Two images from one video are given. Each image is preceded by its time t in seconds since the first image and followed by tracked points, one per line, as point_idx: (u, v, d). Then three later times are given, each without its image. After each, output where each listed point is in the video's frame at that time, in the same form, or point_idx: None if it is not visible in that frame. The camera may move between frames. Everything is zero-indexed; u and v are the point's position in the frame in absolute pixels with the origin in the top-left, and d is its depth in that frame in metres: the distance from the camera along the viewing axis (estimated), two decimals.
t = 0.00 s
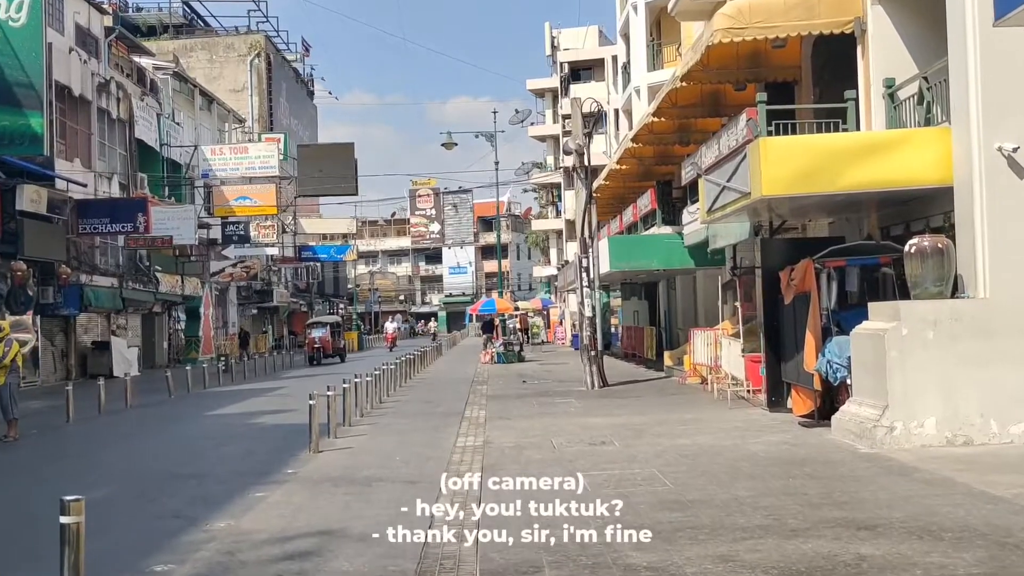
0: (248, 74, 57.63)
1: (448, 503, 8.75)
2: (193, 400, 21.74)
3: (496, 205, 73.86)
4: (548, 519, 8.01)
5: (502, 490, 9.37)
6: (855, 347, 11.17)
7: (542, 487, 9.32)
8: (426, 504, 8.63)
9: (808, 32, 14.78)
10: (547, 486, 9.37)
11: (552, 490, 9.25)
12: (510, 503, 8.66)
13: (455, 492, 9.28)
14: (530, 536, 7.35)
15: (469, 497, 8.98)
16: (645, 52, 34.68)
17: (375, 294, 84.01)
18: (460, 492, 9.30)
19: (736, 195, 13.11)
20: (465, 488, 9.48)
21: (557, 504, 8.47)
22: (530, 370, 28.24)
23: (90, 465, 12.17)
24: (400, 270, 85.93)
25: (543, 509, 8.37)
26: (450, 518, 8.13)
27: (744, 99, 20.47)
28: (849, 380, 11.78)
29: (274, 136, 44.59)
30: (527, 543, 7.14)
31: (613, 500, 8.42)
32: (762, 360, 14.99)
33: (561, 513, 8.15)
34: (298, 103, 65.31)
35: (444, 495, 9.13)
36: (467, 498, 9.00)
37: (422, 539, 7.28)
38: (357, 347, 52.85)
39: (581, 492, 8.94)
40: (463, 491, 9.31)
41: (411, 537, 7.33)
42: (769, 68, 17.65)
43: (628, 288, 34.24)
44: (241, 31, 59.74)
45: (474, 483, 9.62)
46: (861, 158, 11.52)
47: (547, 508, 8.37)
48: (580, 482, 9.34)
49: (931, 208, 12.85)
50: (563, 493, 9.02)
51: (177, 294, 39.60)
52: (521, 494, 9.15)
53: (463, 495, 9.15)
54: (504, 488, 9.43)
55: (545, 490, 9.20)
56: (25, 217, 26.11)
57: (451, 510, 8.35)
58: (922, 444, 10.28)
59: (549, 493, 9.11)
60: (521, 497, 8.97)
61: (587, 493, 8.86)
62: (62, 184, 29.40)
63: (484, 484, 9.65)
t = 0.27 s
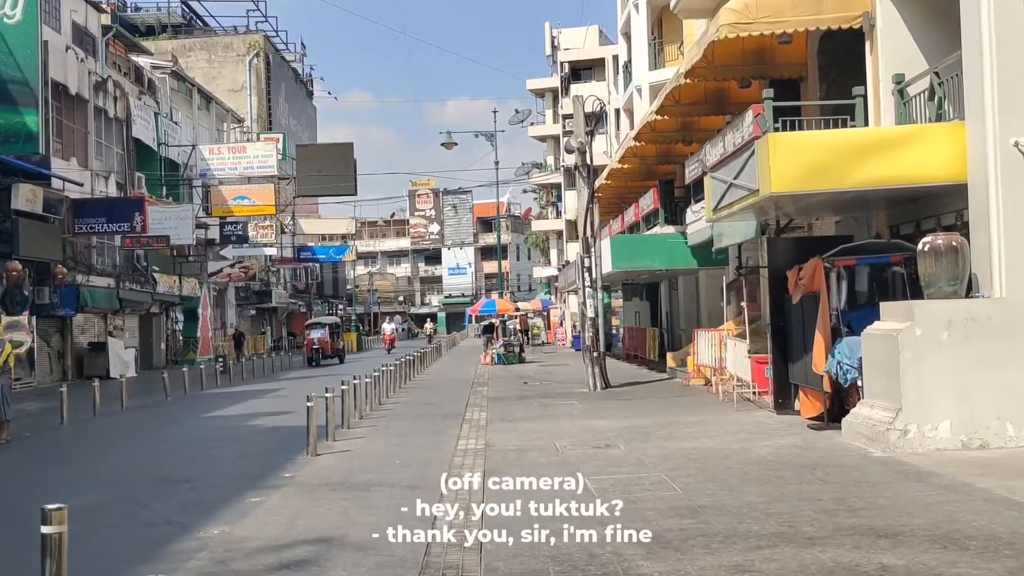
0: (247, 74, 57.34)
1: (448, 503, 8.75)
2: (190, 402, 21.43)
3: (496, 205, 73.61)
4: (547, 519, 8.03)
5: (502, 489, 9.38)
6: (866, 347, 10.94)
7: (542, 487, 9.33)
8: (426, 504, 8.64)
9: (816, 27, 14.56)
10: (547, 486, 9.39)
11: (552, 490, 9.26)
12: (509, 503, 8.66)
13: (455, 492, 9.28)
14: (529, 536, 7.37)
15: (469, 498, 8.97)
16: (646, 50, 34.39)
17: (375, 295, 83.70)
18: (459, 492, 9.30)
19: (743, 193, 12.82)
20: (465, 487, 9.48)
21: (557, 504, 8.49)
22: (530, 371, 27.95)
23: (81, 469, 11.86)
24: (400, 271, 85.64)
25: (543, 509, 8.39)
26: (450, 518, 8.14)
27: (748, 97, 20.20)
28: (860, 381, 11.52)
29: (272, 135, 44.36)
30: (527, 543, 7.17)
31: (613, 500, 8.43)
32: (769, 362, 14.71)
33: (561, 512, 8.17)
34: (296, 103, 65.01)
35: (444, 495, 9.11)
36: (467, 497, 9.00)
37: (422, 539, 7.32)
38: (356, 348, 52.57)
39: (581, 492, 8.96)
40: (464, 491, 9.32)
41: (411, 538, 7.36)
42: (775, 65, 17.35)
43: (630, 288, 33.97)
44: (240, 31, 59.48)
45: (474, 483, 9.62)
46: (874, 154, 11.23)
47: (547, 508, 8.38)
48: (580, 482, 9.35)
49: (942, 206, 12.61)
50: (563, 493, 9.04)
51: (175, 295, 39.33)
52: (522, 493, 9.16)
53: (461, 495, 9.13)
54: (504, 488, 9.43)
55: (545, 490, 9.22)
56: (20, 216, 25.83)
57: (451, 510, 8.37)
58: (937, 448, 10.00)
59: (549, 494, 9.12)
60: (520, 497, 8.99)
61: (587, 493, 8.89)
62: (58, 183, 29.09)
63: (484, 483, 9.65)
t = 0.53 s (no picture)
0: (246, 72, 57.01)
1: (448, 503, 8.74)
2: (188, 402, 21.14)
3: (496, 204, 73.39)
4: (547, 519, 8.03)
5: (502, 489, 9.37)
6: (880, 349, 10.70)
7: (541, 487, 9.33)
8: (425, 504, 8.64)
9: (825, 21, 14.33)
10: (547, 486, 9.39)
11: (553, 489, 9.26)
12: (509, 503, 8.64)
13: (455, 492, 9.28)
14: (530, 536, 7.37)
15: (468, 498, 8.95)
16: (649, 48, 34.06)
17: (374, 294, 83.43)
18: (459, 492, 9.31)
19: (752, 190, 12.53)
20: (465, 487, 9.49)
21: (557, 504, 8.50)
22: (533, 371, 27.68)
23: (76, 472, 11.58)
24: (400, 270, 85.33)
25: (543, 509, 8.39)
26: (450, 518, 8.13)
27: (754, 94, 19.91)
28: (874, 383, 11.24)
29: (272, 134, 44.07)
30: (527, 543, 7.18)
31: (613, 499, 8.47)
32: (777, 363, 14.43)
33: (561, 513, 8.17)
34: (296, 101, 64.70)
35: (443, 495, 9.10)
36: (466, 498, 8.99)
37: (422, 539, 7.34)
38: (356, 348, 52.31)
39: (581, 492, 8.97)
40: (464, 491, 9.31)
41: (411, 538, 7.39)
42: (783, 62, 17.02)
43: (632, 288, 33.73)
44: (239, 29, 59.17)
45: (474, 483, 9.62)
46: (889, 150, 10.95)
47: (547, 508, 8.39)
48: (580, 482, 9.35)
49: (958, 204, 12.34)
50: (562, 493, 9.04)
51: (174, 294, 39.07)
52: (522, 493, 9.16)
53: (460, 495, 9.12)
54: (504, 488, 9.42)
55: (545, 490, 9.21)
56: (17, 214, 25.53)
57: (451, 510, 8.37)
58: (954, 453, 9.71)
59: (548, 493, 9.12)
60: (520, 496, 8.99)
61: (587, 493, 8.89)
62: (55, 181, 28.80)
63: (484, 483, 9.63)
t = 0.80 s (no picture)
0: (246, 71, 56.77)
1: (448, 503, 8.75)
2: (188, 403, 20.91)
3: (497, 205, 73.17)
4: (548, 519, 8.03)
5: (502, 489, 9.38)
6: (894, 350, 10.48)
7: (541, 487, 9.36)
8: (425, 504, 8.63)
9: (835, 16, 14.12)
10: (547, 486, 9.41)
11: (552, 490, 9.28)
12: (509, 504, 8.65)
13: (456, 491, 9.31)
14: (529, 536, 7.39)
15: (468, 498, 8.96)
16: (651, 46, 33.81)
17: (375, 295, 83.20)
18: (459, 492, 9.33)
19: (761, 187, 12.30)
20: (465, 487, 9.52)
21: (557, 504, 8.51)
22: (535, 372, 27.43)
23: (73, 474, 11.34)
24: (400, 271, 85.09)
25: (543, 509, 8.40)
26: (450, 518, 8.12)
27: (760, 92, 19.71)
28: (887, 385, 11.01)
29: (272, 133, 43.81)
30: (527, 542, 7.18)
31: (613, 500, 8.49)
32: (785, 364, 14.21)
33: (561, 513, 8.19)
34: (296, 102, 64.51)
35: (443, 494, 9.12)
36: (466, 497, 9.01)
37: (421, 538, 7.35)
38: (356, 349, 52.10)
39: (581, 492, 8.99)
40: (465, 491, 9.33)
41: (411, 538, 7.38)
42: (790, 58, 16.82)
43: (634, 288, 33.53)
44: (239, 28, 58.94)
45: (474, 483, 9.63)
46: (902, 147, 10.73)
47: (547, 508, 8.40)
48: (580, 482, 9.38)
49: (972, 201, 12.12)
50: (562, 493, 9.08)
51: (174, 294, 38.84)
52: (522, 493, 9.17)
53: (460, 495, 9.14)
54: (504, 488, 9.44)
55: (545, 490, 9.23)
56: (15, 214, 25.29)
57: (451, 511, 8.37)
58: (973, 456, 9.47)
59: (548, 493, 9.15)
60: (520, 496, 9.00)
61: (587, 493, 8.92)
62: (53, 180, 28.57)
63: (484, 483, 9.65)
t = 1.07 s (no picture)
0: (245, 71, 56.46)
1: (448, 503, 8.91)
2: (187, 406, 20.62)
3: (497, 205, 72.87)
4: (549, 519, 8.16)
5: (502, 489, 9.54)
6: (911, 353, 10.24)
7: (542, 487, 9.52)
8: (425, 505, 8.78)
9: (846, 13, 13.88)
10: (547, 486, 9.57)
11: (553, 490, 9.44)
12: (509, 504, 8.80)
13: (457, 492, 9.49)
14: (530, 536, 7.53)
15: (469, 497, 9.14)
16: (654, 46, 33.54)
17: (374, 295, 82.92)
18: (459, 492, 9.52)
19: (774, 187, 12.03)
20: (466, 488, 9.70)
21: (557, 504, 8.66)
22: (538, 374, 27.13)
23: (70, 481, 11.07)
24: (399, 271, 84.78)
25: (543, 509, 8.55)
26: (451, 518, 8.27)
27: (767, 90, 19.47)
28: (903, 389, 10.77)
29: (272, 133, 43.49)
30: (528, 543, 7.32)
31: (613, 500, 8.63)
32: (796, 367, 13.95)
33: (561, 513, 8.33)
34: (296, 102, 64.25)
35: (442, 494, 9.30)
36: (467, 497, 9.20)
37: (422, 539, 7.48)
38: (356, 350, 51.82)
39: (580, 492, 9.15)
40: (465, 491, 9.50)
41: (411, 538, 7.52)
42: (798, 57, 16.59)
43: (637, 288, 33.32)
44: (238, 28, 58.62)
45: (474, 483, 9.83)
46: (918, 145, 10.47)
47: (547, 508, 8.55)
48: (580, 482, 9.54)
49: (989, 202, 11.88)
50: (563, 493, 9.23)
51: (173, 295, 38.56)
52: (522, 493, 9.34)
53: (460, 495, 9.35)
54: (505, 488, 9.60)
55: (545, 490, 9.40)
56: (13, 214, 24.98)
57: (451, 511, 8.53)
58: (995, 462, 9.20)
59: (549, 493, 9.30)
60: (521, 496, 9.17)
61: (587, 493, 9.06)
62: (51, 180, 28.25)
63: (484, 484, 9.82)
